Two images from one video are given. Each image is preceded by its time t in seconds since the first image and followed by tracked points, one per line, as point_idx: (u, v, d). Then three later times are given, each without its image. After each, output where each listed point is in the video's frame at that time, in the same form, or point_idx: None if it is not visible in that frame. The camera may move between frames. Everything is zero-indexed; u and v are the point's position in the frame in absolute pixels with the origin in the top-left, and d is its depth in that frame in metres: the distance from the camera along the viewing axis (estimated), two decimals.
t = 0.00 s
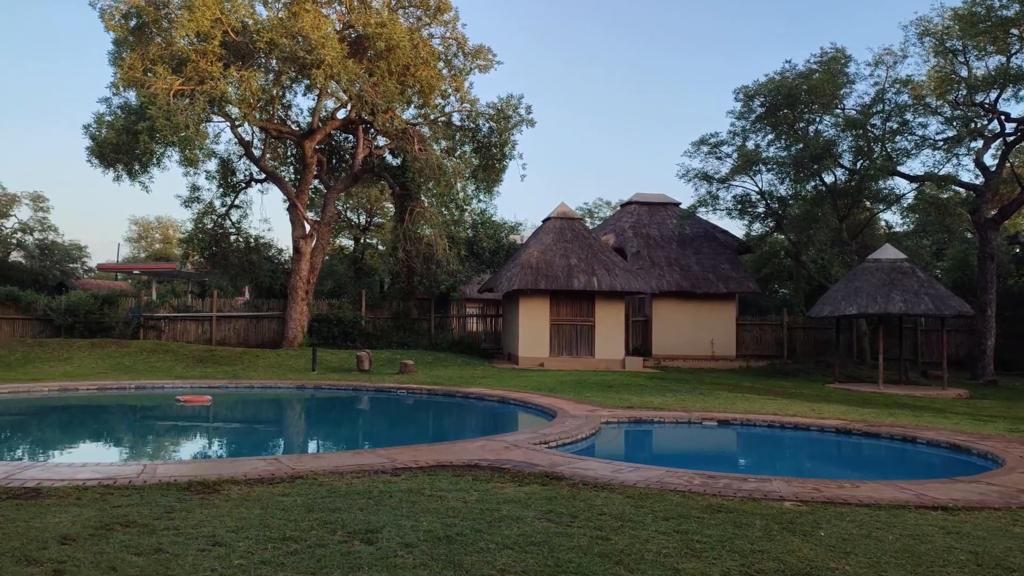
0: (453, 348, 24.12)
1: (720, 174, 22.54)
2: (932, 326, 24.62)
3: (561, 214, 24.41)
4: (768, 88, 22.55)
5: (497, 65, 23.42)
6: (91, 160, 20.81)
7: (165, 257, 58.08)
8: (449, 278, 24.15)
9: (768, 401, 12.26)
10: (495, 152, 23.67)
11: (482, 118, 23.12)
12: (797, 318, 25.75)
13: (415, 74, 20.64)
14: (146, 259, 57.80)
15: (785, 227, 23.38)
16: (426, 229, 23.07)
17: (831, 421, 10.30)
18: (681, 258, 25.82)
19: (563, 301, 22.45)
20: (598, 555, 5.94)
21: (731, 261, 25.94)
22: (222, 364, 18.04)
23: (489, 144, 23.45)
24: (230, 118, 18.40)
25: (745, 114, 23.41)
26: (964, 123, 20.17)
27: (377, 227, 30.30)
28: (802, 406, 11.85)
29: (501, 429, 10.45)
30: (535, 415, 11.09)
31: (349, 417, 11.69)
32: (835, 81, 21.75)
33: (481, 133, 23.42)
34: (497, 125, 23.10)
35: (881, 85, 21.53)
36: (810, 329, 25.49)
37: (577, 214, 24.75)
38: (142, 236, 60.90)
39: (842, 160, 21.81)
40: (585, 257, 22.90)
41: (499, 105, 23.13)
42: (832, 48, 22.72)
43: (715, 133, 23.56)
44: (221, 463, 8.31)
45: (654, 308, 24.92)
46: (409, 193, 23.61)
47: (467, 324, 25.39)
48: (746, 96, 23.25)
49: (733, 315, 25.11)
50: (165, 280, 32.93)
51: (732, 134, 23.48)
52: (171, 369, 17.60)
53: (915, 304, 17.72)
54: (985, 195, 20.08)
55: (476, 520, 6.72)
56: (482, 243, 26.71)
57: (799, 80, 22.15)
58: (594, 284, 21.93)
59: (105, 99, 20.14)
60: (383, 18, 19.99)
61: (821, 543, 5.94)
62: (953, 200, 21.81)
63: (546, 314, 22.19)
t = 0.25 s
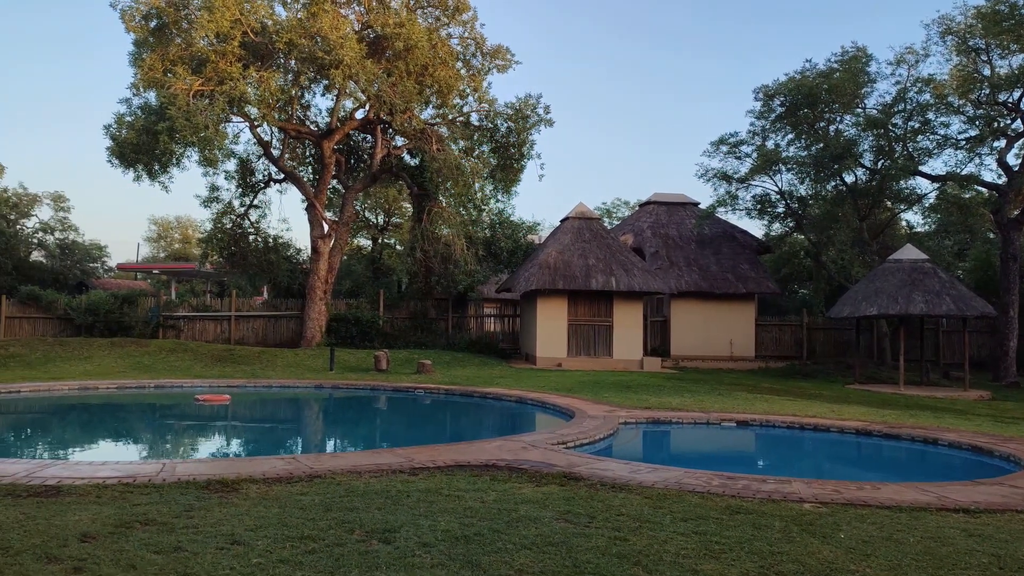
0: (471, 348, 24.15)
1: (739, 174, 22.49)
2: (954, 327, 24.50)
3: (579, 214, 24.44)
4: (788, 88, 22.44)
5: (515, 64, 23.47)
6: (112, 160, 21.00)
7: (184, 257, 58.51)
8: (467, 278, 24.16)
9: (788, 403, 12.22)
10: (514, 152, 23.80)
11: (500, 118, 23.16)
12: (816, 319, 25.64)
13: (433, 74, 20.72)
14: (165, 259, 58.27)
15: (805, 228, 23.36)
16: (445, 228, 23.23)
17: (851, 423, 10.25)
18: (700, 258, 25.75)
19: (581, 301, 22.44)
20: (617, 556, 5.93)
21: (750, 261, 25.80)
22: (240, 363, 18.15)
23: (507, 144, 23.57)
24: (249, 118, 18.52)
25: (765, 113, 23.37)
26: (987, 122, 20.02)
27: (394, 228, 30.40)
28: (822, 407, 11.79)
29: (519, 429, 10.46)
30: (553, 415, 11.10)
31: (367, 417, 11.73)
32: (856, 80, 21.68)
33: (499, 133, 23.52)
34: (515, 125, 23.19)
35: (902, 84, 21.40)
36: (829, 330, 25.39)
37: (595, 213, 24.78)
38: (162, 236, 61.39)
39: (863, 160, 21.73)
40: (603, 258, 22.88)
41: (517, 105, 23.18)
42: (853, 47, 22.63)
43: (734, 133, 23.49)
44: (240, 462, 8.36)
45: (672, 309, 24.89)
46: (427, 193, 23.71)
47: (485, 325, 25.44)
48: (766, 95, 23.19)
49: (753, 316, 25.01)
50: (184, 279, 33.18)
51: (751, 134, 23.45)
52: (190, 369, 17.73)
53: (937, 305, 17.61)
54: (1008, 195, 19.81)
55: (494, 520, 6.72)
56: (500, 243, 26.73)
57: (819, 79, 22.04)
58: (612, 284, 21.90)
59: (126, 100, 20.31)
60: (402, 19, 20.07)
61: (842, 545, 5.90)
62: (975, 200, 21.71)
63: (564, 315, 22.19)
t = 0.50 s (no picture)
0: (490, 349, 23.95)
1: (761, 172, 22.39)
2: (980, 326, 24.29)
3: (600, 214, 24.43)
4: (811, 86, 22.39)
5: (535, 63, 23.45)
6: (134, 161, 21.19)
7: (206, 257, 58.99)
8: (487, 278, 24.16)
9: (811, 403, 12.15)
10: (534, 151, 23.77)
11: (520, 117, 23.17)
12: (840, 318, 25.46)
13: (454, 74, 20.75)
14: (188, 259, 58.79)
15: (829, 226, 23.35)
16: (465, 229, 23.30)
17: (876, 423, 10.19)
18: (722, 258, 25.64)
19: (601, 300, 22.40)
20: (639, 556, 5.91)
21: (772, 260, 25.65)
22: (262, 362, 18.27)
23: (527, 143, 23.53)
24: (270, 119, 18.63)
25: (787, 111, 23.28)
26: (1014, 119, 19.93)
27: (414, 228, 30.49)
28: (847, 408, 11.70)
29: (539, 429, 10.46)
30: (574, 415, 11.09)
31: (387, 416, 11.77)
32: (879, 78, 21.47)
33: (519, 132, 23.48)
34: (535, 124, 23.15)
35: (927, 81, 21.20)
36: (853, 330, 25.21)
37: (616, 213, 24.77)
38: (184, 237, 61.91)
39: (888, 157, 21.48)
40: (623, 257, 22.83)
41: (537, 104, 23.16)
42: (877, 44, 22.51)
43: (756, 131, 23.34)
44: (262, 461, 8.41)
45: (694, 309, 24.82)
46: (447, 193, 23.76)
47: (505, 325, 25.36)
48: (788, 93, 23.13)
49: (776, 315, 24.89)
50: (206, 280, 33.43)
51: (773, 132, 23.40)
52: (212, 368, 17.86)
53: (963, 304, 17.45)
54: None
55: (516, 520, 6.72)
56: (520, 243, 26.70)
57: (843, 76, 21.90)
58: (633, 283, 21.83)
59: (148, 101, 20.50)
60: (421, 19, 20.11)
61: (867, 546, 5.85)
62: (1002, 197, 21.55)
63: (585, 314, 22.17)
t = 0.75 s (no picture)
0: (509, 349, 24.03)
1: (781, 171, 22.22)
2: (1005, 325, 24.02)
3: (617, 213, 24.35)
4: (831, 82, 22.18)
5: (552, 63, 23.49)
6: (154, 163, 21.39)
7: (224, 258, 59.45)
8: (504, 278, 24.14)
9: (832, 403, 12.07)
10: (551, 151, 23.79)
11: (537, 116, 23.20)
12: (861, 317, 25.24)
13: (470, 74, 20.78)
14: (206, 261, 59.28)
15: (849, 224, 23.22)
16: (482, 228, 23.33)
17: (898, 424, 10.11)
18: (741, 256, 25.51)
19: (620, 300, 22.35)
20: (659, 556, 5.88)
21: (793, 259, 25.47)
22: (280, 363, 18.39)
23: (544, 143, 23.56)
24: (288, 120, 18.74)
25: (807, 108, 23.08)
26: None
27: (431, 228, 30.58)
28: (869, 408, 11.61)
29: (557, 429, 10.46)
30: (593, 415, 11.07)
31: (405, 416, 11.81)
32: (901, 74, 21.24)
33: (536, 131, 23.56)
34: (553, 123, 23.18)
35: (949, 76, 20.98)
36: (875, 329, 24.97)
37: (633, 212, 24.68)
38: (202, 238, 62.40)
39: (909, 154, 21.30)
40: (641, 256, 22.76)
41: (555, 103, 23.19)
42: (898, 39, 22.26)
43: (775, 129, 23.18)
44: (282, 461, 8.46)
45: (713, 308, 24.73)
46: (464, 193, 23.76)
47: (523, 325, 25.31)
48: (808, 91, 22.96)
49: (795, 315, 24.77)
50: (225, 281, 33.70)
51: (793, 130, 23.22)
52: (232, 368, 18.01)
53: (986, 303, 17.26)
54: None
55: (535, 520, 6.71)
56: (538, 242, 26.65)
57: (863, 73, 21.68)
58: (651, 283, 21.75)
59: (167, 104, 20.68)
60: (437, 19, 20.14)
61: (890, 547, 5.78)
62: None
63: (602, 314, 22.13)
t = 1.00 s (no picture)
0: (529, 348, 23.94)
1: (806, 168, 21.92)
2: None
3: (640, 212, 24.20)
4: (858, 78, 21.86)
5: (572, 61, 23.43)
6: (178, 164, 21.63)
7: (247, 258, 59.99)
8: (523, 277, 24.04)
9: (859, 404, 11.89)
10: (572, 150, 23.63)
11: (558, 115, 23.15)
12: (889, 317, 24.85)
13: (490, 74, 20.77)
14: (229, 261, 59.85)
15: (877, 222, 22.89)
16: (502, 228, 23.31)
17: (927, 426, 9.93)
18: (766, 255, 25.24)
19: (641, 300, 22.22)
20: (682, 559, 5.80)
21: (819, 258, 25.13)
22: (302, 362, 18.51)
23: (564, 142, 23.41)
24: (309, 121, 18.85)
25: (833, 105, 22.78)
26: None
27: (452, 228, 30.64)
28: (896, 409, 11.42)
29: (578, 429, 10.39)
30: (613, 416, 11.00)
31: (425, 415, 11.82)
32: (930, 70, 20.86)
33: (557, 131, 23.41)
34: (574, 122, 23.12)
35: (981, 72, 20.56)
36: (903, 329, 24.59)
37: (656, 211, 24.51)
38: (225, 239, 63.02)
39: (939, 152, 20.92)
40: (664, 255, 22.60)
41: (576, 102, 23.13)
42: (927, 34, 21.86)
43: (801, 126, 22.90)
44: (303, 459, 8.50)
45: (735, 308, 24.49)
46: (484, 192, 23.72)
47: (543, 324, 25.23)
48: (834, 87, 22.67)
49: (820, 316, 24.47)
50: (248, 281, 34.01)
51: (819, 127, 22.92)
52: (255, 368, 18.15)
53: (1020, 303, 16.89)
54: None
55: (557, 520, 6.66)
56: (559, 242, 26.57)
57: (892, 69, 21.31)
58: (675, 283, 21.59)
59: (190, 105, 20.89)
60: (458, 19, 20.14)
61: (920, 552, 5.66)
62: None
63: (625, 314, 22.01)
